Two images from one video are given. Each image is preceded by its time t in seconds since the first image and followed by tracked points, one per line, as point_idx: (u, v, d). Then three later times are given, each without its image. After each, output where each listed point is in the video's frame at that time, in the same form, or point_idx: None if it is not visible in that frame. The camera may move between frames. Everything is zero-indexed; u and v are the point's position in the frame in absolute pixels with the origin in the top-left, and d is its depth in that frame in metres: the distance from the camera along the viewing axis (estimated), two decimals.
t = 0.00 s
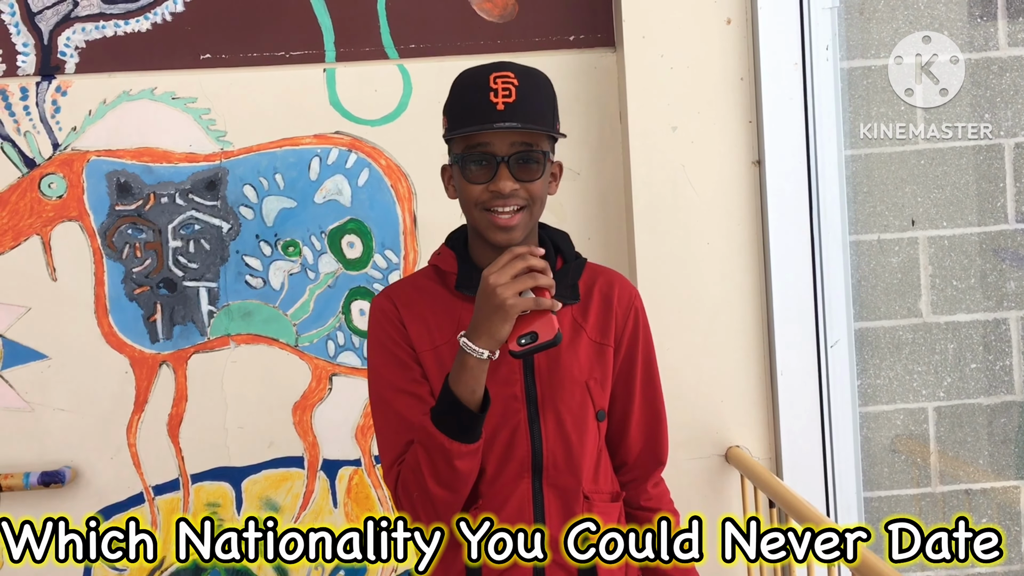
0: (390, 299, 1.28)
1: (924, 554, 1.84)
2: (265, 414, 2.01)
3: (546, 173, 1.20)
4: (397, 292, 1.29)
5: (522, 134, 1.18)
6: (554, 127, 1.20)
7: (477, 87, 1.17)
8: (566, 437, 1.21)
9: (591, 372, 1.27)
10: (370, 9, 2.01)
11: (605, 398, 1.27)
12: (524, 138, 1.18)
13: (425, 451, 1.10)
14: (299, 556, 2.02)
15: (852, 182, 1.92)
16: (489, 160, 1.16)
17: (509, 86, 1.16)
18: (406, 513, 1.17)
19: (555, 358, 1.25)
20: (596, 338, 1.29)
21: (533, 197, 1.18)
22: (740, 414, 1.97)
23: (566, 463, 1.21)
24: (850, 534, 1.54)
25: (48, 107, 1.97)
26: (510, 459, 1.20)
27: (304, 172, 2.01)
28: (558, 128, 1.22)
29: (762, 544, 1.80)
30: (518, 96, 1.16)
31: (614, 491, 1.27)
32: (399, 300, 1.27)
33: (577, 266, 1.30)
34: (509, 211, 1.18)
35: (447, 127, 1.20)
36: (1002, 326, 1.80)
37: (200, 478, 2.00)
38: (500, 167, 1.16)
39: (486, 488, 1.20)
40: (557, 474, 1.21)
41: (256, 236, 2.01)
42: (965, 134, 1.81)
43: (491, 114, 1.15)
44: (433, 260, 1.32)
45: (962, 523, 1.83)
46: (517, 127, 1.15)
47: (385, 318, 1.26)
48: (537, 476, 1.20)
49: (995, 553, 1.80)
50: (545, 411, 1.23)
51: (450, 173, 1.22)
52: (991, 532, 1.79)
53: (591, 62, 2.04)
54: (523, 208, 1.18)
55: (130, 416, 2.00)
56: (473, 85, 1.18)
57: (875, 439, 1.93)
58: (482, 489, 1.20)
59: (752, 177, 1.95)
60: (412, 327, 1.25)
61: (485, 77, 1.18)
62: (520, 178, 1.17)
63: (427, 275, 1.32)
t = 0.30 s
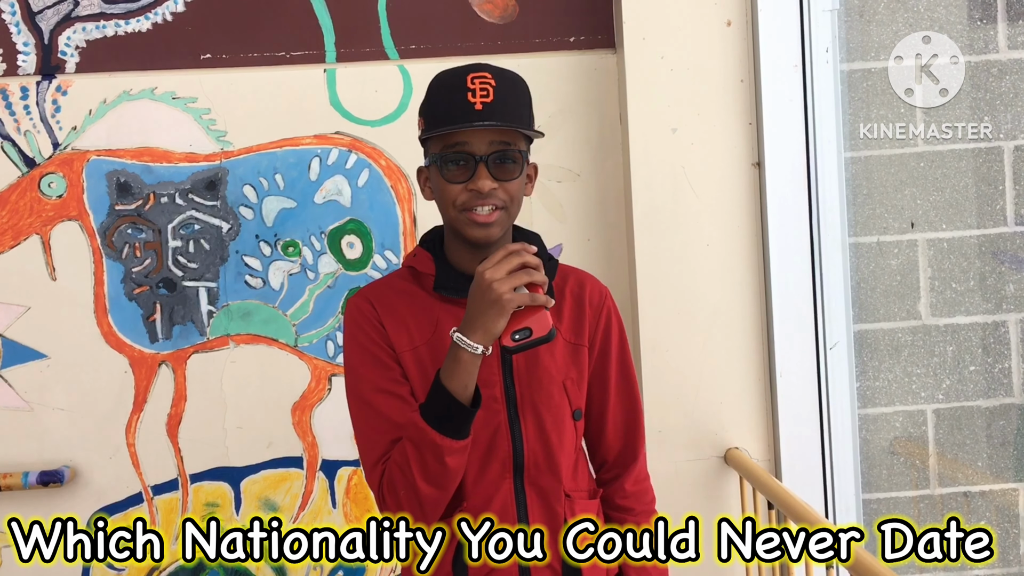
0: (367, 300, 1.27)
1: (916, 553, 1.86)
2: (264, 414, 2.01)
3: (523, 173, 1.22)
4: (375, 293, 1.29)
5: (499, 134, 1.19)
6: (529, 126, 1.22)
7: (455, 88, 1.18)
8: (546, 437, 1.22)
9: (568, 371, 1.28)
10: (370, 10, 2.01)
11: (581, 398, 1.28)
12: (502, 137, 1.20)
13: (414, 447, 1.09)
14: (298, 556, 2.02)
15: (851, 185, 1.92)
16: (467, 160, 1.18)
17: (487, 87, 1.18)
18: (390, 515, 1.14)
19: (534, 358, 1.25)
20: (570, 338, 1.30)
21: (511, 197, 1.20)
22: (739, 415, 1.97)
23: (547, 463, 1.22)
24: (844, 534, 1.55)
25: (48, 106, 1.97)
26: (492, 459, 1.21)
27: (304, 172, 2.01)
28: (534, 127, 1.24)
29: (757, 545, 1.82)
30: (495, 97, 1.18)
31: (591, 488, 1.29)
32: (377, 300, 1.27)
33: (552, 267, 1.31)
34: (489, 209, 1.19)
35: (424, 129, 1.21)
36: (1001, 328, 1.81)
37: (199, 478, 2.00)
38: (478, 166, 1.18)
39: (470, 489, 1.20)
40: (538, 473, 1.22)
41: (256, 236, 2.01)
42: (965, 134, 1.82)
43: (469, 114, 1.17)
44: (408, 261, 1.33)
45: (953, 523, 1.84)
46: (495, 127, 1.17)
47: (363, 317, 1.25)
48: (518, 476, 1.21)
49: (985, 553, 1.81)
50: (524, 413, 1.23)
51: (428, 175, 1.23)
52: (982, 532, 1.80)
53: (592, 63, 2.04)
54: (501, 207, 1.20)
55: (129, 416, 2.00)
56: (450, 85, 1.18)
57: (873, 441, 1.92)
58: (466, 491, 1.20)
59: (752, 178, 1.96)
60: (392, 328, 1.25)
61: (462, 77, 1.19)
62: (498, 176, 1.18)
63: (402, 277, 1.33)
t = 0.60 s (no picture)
0: (355, 299, 1.27)
1: (915, 552, 1.82)
2: (265, 413, 2.01)
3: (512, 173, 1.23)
4: (361, 292, 1.29)
5: (488, 135, 1.20)
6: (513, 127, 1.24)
7: (441, 91, 1.19)
8: (537, 424, 1.25)
9: (550, 357, 1.28)
10: (373, 9, 2.01)
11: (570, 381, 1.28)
12: (491, 138, 1.21)
13: (417, 443, 1.08)
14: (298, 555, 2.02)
15: (852, 185, 1.92)
16: (459, 162, 1.18)
17: (472, 89, 1.19)
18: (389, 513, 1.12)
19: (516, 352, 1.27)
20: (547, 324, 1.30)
21: (503, 197, 1.21)
22: (739, 416, 1.98)
23: (540, 447, 1.25)
24: (844, 533, 1.54)
25: (50, 104, 1.98)
26: (488, 452, 1.23)
27: (305, 171, 2.01)
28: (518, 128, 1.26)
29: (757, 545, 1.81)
30: (482, 99, 1.19)
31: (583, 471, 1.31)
32: (363, 299, 1.27)
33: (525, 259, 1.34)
34: (482, 210, 1.20)
35: (412, 132, 1.21)
36: (1001, 330, 1.74)
37: (199, 477, 2.00)
38: (471, 168, 1.18)
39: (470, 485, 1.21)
40: (532, 461, 1.25)
41: (258, 235, 2.01)
42: (965, 134, 1.76)
43: (459, 117, 1.17)
44: (388, 260, 1.34)
45: (953, 523, 1.80)
46: (486, 128, 1.18)
47: (352, 317, 1.25)
48: (513, 467, 1.24)
49: (985, 553, 1.75)
50: (516, 406, 1.25)
51: (416, 177, 1.23)
52: (982, 532, 1.73)
53: (593, 63, 2.05)
54: (494, 208, 1.21)
55: (130, 414, 2.00)
56: (435, 89, 1.19)
57: (874, 442, 1.92)
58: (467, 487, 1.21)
59: (754, 179, 1.96)
60: (381, 326, 1.26)
61: (448, 81, 1.20)
62: (491, 177, 1.19)
63: (386, 277, 1.33)
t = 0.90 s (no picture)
0: (361, 300, 1.28)
1: (916, 552, 1.82)
2: (265, 414, 2.02)
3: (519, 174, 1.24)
4: (367, 293, 1.30)
5: (495, 138, 1.22)
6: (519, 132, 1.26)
7: (449, 97, 1.20)
8: (540, 423, 1.26)
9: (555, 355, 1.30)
10: (373, 12, 2.02)
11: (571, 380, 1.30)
12: (497, 141, 1.22)
13: (419, 445, 1.10)
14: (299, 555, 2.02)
15: (851, 188, 1.93)
16: (469, 164, 1.19)
17: (480, 93, 1.21)
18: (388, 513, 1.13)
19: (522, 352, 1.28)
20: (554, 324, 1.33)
21: (511, 198, 1.22)
22: (737, 417, 1.98)
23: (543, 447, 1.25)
24: (844, 534, 1.58)
25: (51, 106, 1.98)
26: (492, 451, 1.23)
27: (305, 173, 2.02)
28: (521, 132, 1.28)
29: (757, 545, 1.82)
30: (489, 103, 1.21)
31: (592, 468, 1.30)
32: (369, 300, 1.28)
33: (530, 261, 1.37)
34: (490, 212, 1.21)
35: (420, 136, 1.21)
36: (998, 332, 1.70)
37: (199, 478, 2.01)
38: (480, 170, 1.19)
39: (472, 482, 1.23)
40: (536, 461, 1.25)
41: (258, 237, 2.02)
42: (965, 134, 1.73)
43: (468, 120, 1.19)
44: (396, 264, 1.35)
45: (953, 523, 1.78)
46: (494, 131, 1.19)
47: (358, 318, 1.26)
48: (518, 467, 1.23)
49: (985, 553, 1.73)
50: (519, 405, 1.26)
51: (425, 178, 1.24)
52: (982, 532, 1.71)
53: (593, 66, 2.05)
54: (502, 209, 1.22)
55: (130, 415, 2.00)
56: (443, 94, 1.21)
57: (873, 444, 1.93)
58: (469, 485, 1.22)
59: (753, 181, 1.97)
60: (386, 327, 1.26)
61: (454, 85, 1.22)
62: (499, 179, 1.20)
63: (392, 279, 1.34)
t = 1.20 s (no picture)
0: (401, 310, 1.29)
1: (916, 552, 1.82)
2: (261, 417, 2.02)
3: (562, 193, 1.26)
4: (407, 301, 1.30)
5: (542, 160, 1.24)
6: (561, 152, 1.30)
7: (495, 117, 1.23)
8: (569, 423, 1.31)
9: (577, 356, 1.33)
10: (369, 15, 2.02)
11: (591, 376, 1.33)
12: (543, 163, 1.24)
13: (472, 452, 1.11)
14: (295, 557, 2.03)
15: (846, 191, 1.93)
16: (520, 187, 1.20)
17: (525, 114, 1.24)
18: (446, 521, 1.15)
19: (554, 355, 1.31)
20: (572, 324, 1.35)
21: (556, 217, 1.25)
22: (733, 419, 1.99)
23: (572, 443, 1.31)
24: (844, 534, 1.60)
25: (47, 109, 1.98)
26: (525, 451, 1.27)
27: (301, 176, 2.02)
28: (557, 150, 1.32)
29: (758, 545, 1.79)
30: (533, 124, 1.25)
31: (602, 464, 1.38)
32: (411, 309, 1.29)
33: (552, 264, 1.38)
34: (541, 230, 1.23)
35: (466, 156, 1.23)
36: (993, 334, 1.77)
37: (195, 480, 2.01)
38: (531, 192, 1.21)
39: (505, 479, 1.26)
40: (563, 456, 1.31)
41: (253, 239, 2.02)
42: (965, 134, 1.79)
43: (516, 143, 1.22)
44: (432, 271, 1.35)
45: (953, 523, 1.81)
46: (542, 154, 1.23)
47: (400, 328, 1.27)
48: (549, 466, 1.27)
49: (986, 553, 1.77)
50: (551, 406, 1.30)
51: (472, 199, 1.25)
52: (983, 532, 1.75)
53: (588, 69, 2.06)
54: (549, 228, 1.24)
55: (126, 418, 2.00)
56: (491, 116, 1.23)
57: (867, 446, 1.94)
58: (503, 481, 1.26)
59: (748, 184, 1.97)
60: (429, 335, 1.27)
61: (500, 106, 1.24)
62: (548, 200, 1.22)
63: (429, 286, 1.34)
